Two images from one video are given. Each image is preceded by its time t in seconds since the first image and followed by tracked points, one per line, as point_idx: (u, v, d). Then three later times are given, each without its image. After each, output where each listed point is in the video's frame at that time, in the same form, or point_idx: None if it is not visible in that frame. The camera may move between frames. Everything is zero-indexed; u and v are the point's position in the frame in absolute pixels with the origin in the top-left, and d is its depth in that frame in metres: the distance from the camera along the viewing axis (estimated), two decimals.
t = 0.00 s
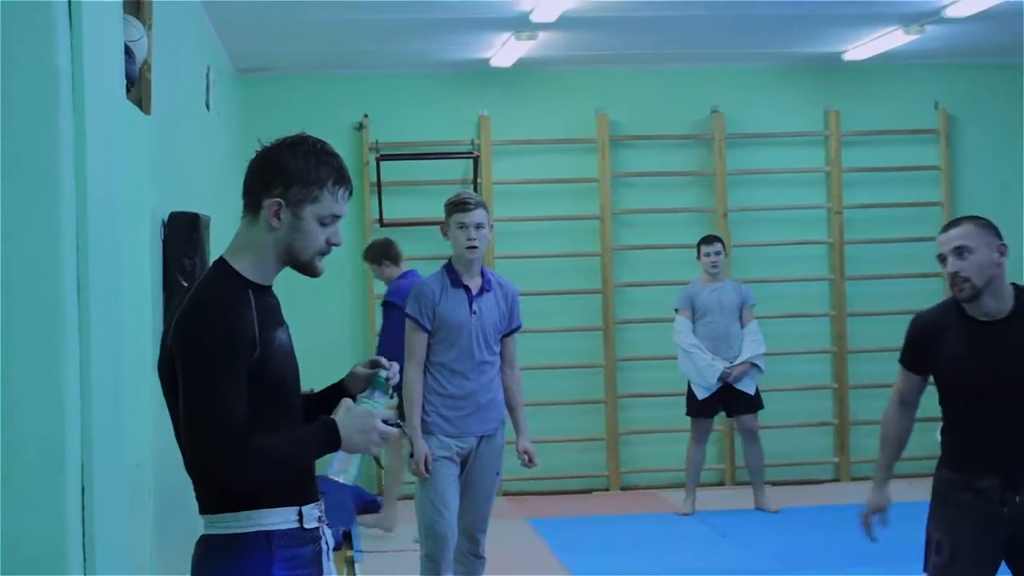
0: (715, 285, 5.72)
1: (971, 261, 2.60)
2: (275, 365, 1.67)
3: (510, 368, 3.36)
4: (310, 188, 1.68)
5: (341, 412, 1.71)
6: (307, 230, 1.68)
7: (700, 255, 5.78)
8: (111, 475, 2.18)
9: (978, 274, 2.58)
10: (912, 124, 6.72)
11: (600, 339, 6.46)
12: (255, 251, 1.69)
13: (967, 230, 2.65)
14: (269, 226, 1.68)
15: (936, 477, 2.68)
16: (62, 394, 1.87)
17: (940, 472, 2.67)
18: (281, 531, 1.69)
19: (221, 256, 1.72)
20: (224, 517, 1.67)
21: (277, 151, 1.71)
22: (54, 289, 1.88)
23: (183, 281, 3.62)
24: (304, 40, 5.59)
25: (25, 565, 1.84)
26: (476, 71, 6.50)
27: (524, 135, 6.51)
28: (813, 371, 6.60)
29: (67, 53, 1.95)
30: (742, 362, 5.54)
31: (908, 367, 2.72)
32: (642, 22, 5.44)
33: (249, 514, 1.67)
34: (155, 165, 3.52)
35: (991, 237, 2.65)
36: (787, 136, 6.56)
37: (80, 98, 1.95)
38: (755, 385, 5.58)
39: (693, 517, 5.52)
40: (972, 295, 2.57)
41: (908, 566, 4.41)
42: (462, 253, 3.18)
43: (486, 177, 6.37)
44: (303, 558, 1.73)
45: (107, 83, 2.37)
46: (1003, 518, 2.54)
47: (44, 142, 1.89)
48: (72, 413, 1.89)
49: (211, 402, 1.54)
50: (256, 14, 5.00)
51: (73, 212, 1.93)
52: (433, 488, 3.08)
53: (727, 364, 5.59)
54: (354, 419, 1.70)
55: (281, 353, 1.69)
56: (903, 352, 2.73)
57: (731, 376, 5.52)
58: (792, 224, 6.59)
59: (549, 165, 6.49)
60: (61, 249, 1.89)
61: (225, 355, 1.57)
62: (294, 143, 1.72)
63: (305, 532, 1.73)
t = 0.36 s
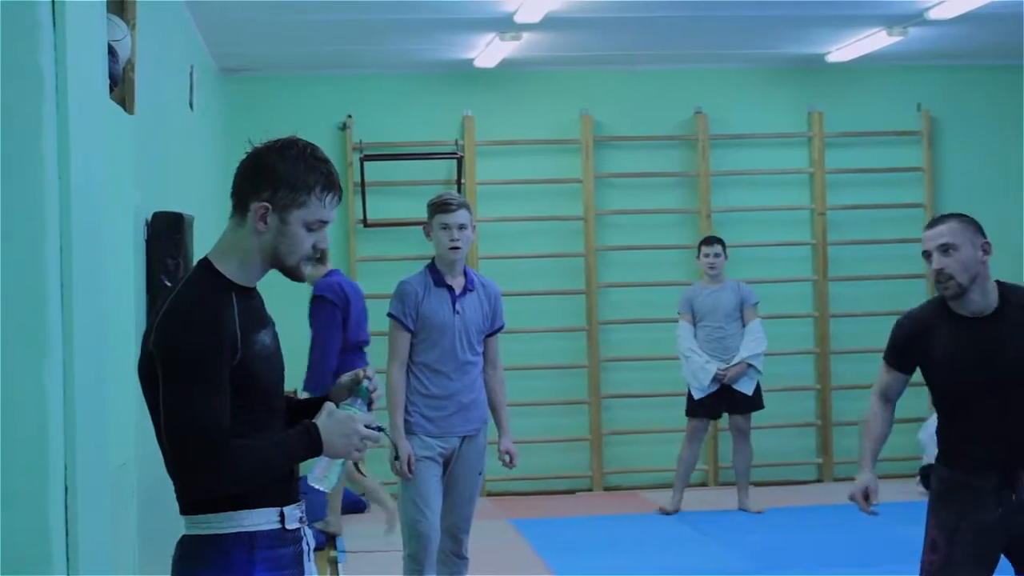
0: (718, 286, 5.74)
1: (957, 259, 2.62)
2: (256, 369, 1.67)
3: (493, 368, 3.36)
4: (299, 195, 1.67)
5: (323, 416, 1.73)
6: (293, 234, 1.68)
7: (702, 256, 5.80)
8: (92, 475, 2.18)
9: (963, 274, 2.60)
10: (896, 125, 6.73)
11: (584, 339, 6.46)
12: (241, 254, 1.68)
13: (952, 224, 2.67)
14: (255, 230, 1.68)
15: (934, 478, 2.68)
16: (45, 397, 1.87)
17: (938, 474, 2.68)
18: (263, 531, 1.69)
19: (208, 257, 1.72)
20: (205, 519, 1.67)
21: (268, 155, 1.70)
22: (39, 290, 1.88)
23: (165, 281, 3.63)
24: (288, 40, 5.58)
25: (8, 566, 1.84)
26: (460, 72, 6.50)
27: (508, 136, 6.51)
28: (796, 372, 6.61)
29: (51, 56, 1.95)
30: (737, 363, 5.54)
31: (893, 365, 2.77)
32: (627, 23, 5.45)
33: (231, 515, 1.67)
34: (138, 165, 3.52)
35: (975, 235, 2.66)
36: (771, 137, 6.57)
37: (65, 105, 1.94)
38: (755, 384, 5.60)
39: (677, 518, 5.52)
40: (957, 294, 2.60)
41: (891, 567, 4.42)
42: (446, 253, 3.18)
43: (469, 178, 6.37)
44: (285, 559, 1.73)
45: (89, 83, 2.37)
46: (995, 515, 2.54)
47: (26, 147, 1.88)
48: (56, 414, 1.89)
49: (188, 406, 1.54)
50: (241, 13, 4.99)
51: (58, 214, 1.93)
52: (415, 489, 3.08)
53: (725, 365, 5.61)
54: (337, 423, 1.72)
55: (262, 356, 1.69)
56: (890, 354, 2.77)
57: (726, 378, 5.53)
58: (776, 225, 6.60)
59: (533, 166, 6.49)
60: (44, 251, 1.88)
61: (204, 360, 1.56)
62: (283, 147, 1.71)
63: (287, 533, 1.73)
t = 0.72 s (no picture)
0: (708, 285, 5.76)
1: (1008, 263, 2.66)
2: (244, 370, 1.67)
3: (483, 367, 3.36)
4: (289, 195, 1.67)
5: (304, 423, 1.72)
6: (283, 235, 1.67)
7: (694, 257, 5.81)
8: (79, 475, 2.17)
9: (1011, 278, 2.64)
10: (885, 126, 6.74)
11: (574, 339, 6.47)
12: (230, 255, 1.68)
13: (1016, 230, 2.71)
14: (245, 229, 1.67)
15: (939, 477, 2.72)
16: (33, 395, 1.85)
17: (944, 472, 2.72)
18: (254, 531, 1.70)
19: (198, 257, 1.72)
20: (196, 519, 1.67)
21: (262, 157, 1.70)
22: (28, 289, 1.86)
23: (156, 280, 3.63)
24: (277, 40, 5.59)
25: None
26: (450, 71, 6.50)
27: (498, 135, 6.51)
28: (786, 371, 6.62)
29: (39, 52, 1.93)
30: (715, 362, 5.57)
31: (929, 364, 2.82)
32: (617, 23, 5.46)
33: (222, 515, 1.67)
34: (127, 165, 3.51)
35: None
36: (761, 137, 6.58)
37: (53, 104, 1.94)
38: (737, 384, 5.61)
39: (666, 517, 5.53)
40: (1001, 298, 2.63)
41: (879, 567, 4.43)
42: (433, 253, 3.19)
43: (459, 177, 6.37)
44: (277, 559, 1.73)
45: (78, 84, 2.37)
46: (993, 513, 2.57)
47: (16, 143, 1.87)
48: (44, 412, 1.87)
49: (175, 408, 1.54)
50: (230, 13, 4.99)
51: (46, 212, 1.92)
52: (404, 489, 3.08)
53: (704, 363, 5.65)
54: (318, 429, 1.71)
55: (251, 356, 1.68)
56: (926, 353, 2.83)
57: (704, 376, 5.58)
58: (766, 225, 6.61)
59: (522, 166, 6.50)
60: (32, 248, 1.86)
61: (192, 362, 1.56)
62: (275, 147, 1.71)
63: (278, 533, 1.73)
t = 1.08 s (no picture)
0: (677, 282, 5.80)
1: (934, 246, 2.53)
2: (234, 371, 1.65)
3: (471, 365, 3.36)
4: (284, 201, 1.65)
5: (283, 435, 1.73)
6: (275, 240, 1.65)
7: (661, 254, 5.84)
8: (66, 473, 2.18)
9: (936, 260, 2.51)
10: (873, 123, 6.75)
11: (562, 336, 6.47)
12: (221, 256, 1.66)
13: (943, 216, 2.58)
14: (238, 231, 1.65)
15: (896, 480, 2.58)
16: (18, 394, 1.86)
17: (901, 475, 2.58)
18: (232, 530, 1.69)
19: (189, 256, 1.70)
20: (175, 515, 1.66)
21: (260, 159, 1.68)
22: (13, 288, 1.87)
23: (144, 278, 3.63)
24: (264, 38, 5.58)
25: None
26: (439, 69, 6.49)
27: (486, 133, 6.51)
28: (774, 368, 6.63)
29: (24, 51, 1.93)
30: (691, 360, 5.60)
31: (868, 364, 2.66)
32: (604, 20, 5.46)
33: (200, 513, 1.67)
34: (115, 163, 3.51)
35: (955, 228, 2.58)
36: (749, 135, 6.59)
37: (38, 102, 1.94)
38: (710, 380, 5.63)
39: (654, 514, 5.54)
40: (927, 281, 2.50)
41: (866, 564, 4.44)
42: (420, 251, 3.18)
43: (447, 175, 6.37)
44: (256, 558, 1.72)
45: (63, 82, 2.36)
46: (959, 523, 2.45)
47: None
48: (29, 412, 1.88)
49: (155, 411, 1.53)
50: (217, 10, 4.99)
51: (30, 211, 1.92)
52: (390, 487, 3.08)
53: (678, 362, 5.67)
54: (299, 441, 1.73)
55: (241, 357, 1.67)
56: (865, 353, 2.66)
57: (678, 374, 5.60)
58: (754, 222, 6.61)
59: (510, 163, 6.49)
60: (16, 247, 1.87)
61: (175, 366, 1.55)
62: (275, 150, 1.69)
63: (258, 531, 1.72)
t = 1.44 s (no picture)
0: (658, 280, 5.81)
1: (851, 244, 2.62)
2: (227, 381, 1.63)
3: (461, 363, 3.35)
4: (291, 212, 1.62)
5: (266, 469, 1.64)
6: (275, 251, 1.63)
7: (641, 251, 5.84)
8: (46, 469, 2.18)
9: (855, 259, 2.61)
10: (863, 120, 6.76)
11: (553, 333, 6.47)
12: (228, 261, 1.65)
13: (855, 211, 2.67)
14: (243, 236, 1.64)
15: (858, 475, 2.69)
16: None
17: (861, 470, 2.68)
18: (195, 536, 1.67)
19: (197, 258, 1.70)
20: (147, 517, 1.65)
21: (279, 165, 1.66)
22: None
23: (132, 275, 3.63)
24: (254, 35, 5.57)
25: None
26: (429, 66, 6.49)
27: (477, 130, 6.51)
28: (764, 365, 6.63)
29: None
30: (674, 355, 5.62)
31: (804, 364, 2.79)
32: (595, 17, 5.45)
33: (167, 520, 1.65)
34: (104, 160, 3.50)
35: (875, 222, 2.66)
36: (739, 132, 6.59)
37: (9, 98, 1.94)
38: (693, 374, 5.65)
39: (645, 510, 5.54)
40: (847, 281, 2.60)
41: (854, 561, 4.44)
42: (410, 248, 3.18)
43: (438, 172, 6.37)
44: (218, 563, 1.70)
45: (50, 82, 2.35)
46: (908, 523, 2.54)
47: None
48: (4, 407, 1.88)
49: (137, 414, 1.50)
50: (208, 7, 4.98)
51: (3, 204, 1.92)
52: (380, 484, 3.08)
53: (661, 358, 5.68)
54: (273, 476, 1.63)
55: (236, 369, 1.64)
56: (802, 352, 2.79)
57: (662, 370, 5.62)
58: (744, 219, 6.62)
59: (500, 161, 6.49)
60: None
61: (164, 370, 1.52)
62: (291, 160, 1.67)
63: (226, 536, 1.70)
